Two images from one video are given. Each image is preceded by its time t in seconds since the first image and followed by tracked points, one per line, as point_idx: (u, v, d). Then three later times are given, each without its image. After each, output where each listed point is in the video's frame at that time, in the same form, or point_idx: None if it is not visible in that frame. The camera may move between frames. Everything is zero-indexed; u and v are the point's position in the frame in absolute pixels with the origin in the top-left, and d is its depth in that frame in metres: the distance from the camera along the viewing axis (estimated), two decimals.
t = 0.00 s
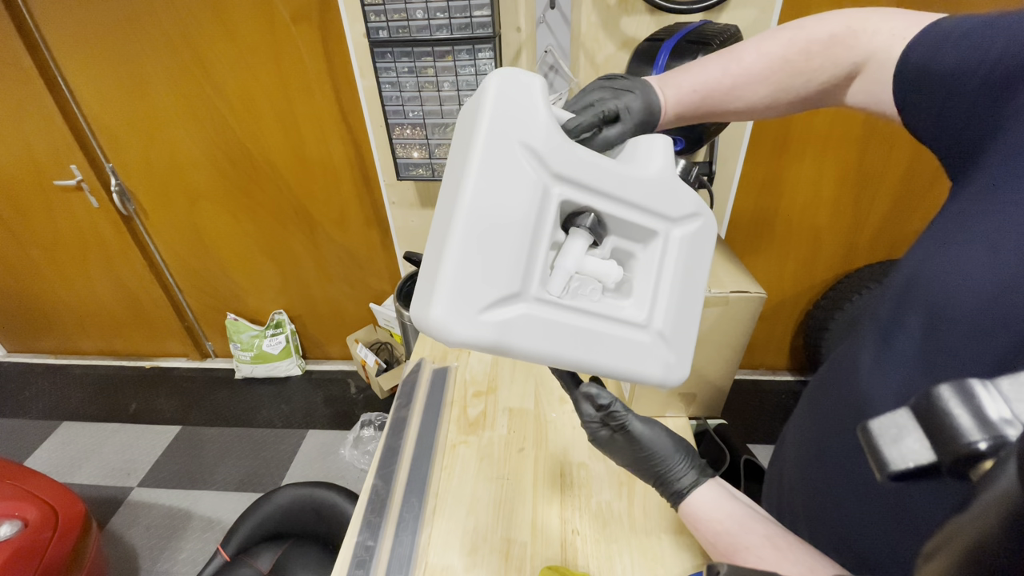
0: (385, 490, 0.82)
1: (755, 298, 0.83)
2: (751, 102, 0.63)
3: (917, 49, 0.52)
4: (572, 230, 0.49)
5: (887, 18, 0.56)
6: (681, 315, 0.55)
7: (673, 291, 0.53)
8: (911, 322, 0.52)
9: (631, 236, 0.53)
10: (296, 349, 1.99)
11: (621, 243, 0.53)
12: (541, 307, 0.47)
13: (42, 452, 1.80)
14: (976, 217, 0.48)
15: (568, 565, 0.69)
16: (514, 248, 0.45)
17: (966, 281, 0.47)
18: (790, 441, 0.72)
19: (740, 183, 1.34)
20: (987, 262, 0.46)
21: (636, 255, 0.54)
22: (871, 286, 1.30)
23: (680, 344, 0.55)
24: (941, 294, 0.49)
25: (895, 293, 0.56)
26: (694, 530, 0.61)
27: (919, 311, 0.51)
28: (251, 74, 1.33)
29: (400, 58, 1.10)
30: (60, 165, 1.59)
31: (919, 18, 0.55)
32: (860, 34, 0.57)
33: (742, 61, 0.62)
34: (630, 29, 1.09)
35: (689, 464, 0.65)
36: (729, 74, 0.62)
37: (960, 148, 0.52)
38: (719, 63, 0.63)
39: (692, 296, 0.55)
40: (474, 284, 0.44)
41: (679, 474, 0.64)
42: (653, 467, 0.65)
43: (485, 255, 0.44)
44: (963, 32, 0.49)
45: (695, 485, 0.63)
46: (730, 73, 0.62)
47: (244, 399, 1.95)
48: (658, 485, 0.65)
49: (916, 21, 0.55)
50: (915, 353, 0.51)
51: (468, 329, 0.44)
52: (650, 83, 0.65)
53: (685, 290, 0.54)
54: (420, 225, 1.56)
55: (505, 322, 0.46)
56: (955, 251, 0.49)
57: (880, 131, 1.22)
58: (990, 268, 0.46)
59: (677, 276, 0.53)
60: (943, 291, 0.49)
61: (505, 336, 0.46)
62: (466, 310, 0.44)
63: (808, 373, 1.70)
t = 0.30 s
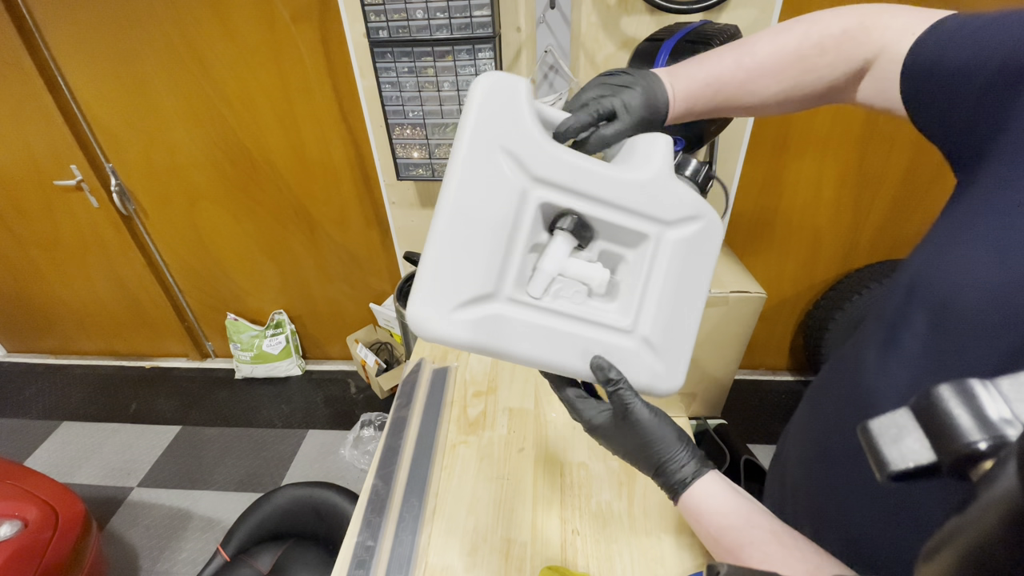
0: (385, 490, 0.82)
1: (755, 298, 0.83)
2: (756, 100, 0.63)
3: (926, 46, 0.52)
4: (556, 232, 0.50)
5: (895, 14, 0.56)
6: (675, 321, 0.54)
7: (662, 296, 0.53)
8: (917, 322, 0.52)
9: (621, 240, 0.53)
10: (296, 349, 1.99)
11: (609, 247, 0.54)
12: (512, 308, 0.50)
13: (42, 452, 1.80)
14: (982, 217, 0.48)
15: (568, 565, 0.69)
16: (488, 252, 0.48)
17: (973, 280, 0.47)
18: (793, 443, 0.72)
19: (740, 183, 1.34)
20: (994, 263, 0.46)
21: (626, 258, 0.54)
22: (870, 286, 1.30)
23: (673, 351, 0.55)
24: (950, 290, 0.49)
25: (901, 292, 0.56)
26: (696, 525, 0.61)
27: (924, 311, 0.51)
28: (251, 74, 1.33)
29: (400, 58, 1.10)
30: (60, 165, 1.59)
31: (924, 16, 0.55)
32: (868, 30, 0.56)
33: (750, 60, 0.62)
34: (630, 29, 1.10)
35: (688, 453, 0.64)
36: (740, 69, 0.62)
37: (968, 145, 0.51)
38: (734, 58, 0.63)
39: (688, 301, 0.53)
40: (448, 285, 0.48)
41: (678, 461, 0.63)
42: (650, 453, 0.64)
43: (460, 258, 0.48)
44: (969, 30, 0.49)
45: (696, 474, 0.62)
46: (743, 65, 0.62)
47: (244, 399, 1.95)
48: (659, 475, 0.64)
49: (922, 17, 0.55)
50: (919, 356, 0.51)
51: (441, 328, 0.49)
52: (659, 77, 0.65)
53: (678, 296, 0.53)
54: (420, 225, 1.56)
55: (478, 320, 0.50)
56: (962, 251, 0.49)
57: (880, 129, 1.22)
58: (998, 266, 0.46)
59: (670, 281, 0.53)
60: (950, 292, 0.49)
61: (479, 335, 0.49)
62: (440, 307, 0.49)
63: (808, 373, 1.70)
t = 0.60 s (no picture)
0: (385, 490, 0.82)
1: (755, 298, 0.83)
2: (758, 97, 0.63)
3: (931, 42, 0.52)
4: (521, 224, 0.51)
5: (901, 7, 0.55)
6: (654, 290, 0.45)
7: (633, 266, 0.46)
8: (924, 322, 0.52)
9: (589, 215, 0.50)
10: (296, 349, 1.99)
11: (582, 224, 0.51)
12: (485, 301, 0.52)
13: (42, 452, 1.80)
14: (988, 215, 0.48)
15: (568, 565, 0.70)
16: (457, 253, 0.53)
17: (980, 281, 0.47)
18: (797, 443, 0.72)
19: (741, 182, 1.34)
20: (1004, 263, 0.46)
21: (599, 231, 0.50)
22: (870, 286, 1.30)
23: (658, 329, 0.45)
24: (957, 290, 0.49)
25: (908, 293, 0.56)
26: (695, 530, 0.61)
27: (931, 312, 0.51)
28: (251, 74, 1.33)
29: (400, 58, 1.10)
30: (60, 165, 1.59)
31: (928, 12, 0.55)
32: (875, 22, 0.55)
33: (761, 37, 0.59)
34: (630, 29, 1.09)
35: (687, 463, 0.64)
36: (749, 52, 0.60)
37: (976, 142, 0.51)
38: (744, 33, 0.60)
39: (668, 261, 0.44)
40: (433, 289, 0.55)
41: (679, 473, 0.64)
42: (650, 468, 0.64)
43: (440, 265, 0.54)
44: (974, 26, 0.49)
45: (693, 484, 0.63)
46: (753, 48, 0.59)
47: (244, 399, 1.95)
48: (657, 485, 0.65)
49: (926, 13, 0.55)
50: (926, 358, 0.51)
51: (433, 326, 0.54)
52: (642, 56, 0.61)
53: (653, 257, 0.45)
54: (420, 225, 1.56)
55: (459, 317, 0.53)
56: (968, 250, 0.49)
57: (881, 128, 1.22)
58: (1006, 267, 0.45)
59: (641, 243, 0.45)
60: (957, 293, 0.49)
61: (462, 331, 0.53)
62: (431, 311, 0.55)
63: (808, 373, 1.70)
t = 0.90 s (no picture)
0: (385, 490, 0.82)
1: (754, 298, 0.82)
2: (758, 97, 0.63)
3: (929, 42, 0.52)
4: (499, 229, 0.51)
5: (899, 7, 0.55)
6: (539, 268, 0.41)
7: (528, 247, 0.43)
8: (924, 322, 0.51)
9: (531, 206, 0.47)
10: (296, 349, 1.99)
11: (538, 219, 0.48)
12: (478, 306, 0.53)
13: (42, 452, 1.80)
14: (988, 215, 0.48)
15: (568, 565, 0.70)
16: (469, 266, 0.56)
17: (984, 283, 0.47)
18: (798, 444, 0.71)
19: (740, 182, 1.34)
20: (1004, 263, 0.46)
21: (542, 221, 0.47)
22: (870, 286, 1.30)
23: (539, 310, 0.41)
24: (958, 291, 0.49)
25: (909, 291, 0.56)
26: (700, 533, 0.61)
27: (934, 314, 0.51)
28: (251, 74, 1.33)
29: (400, 58, 1.10)
30: (60, 165, 1.59)
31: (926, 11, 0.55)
32: (873, 21, 0.56)
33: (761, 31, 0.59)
34: (630, 29, 1.09)
35: (693, 465, 0.63)
36: (749, 47, 0.60)
37: (976, 141, 0.51)
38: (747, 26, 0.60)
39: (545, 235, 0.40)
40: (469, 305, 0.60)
41: (685, 475, 0.63)
42: (656, 470, 0.64)
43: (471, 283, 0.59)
44: (971, 26, 0.49)
45: (700, 486, 0.62)
46: (755, 40, 0.59)
47: (244, 399, 1.95)
48: (664, 487, 0.64)
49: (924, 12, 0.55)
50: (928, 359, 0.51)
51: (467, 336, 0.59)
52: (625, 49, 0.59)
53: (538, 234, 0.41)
54: (420, 225, 1.56)
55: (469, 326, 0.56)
56: (968, 250, 0.49)
57: (881, 127, 1.22)
58: (1010, 268, 0.45)
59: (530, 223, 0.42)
60: (960, 294, 0.48)
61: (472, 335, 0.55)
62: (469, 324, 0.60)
63: (808, 373, 1.70)
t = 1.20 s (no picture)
0: (385, 490, 0.81)
1: (755, 298, 0.83)
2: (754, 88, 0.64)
3: (927, 43, 0.52)
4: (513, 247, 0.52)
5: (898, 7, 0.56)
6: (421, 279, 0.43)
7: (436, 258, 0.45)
8: (924, 322, 0.52)
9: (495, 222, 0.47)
10: (296, 349, 1.99)
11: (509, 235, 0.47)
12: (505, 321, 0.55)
13: (42, 452, 1.80)
14: (988, 216, 0.48)
15: (568, 565, 0.70)
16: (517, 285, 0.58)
17: (985, 285, 0.47)
18: (799, 442, 0.71)
19: (741, 182, 1.34)
20: (1004, 263, 0.46)
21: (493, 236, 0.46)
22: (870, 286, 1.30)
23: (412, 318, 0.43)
24: (958, 291, 0.49)
25: (909, 292, 0.56)
26: (699, 541, 0.60)
27: (935, 315, 0.51)
28: (251, 74, 1.33)
29: (400, 58, 1.10)
30: (60, 165, 1.59)
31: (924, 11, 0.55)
32: (871, 23, 0.56)
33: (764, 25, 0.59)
34: (630, 29, 1.09)
35: (687, 471, 0.62)
36: (752, 41, 0.59)
37: (974, 141, 0.51)
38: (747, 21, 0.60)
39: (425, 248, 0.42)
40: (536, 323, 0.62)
41: (679, 483, 0.61)
42: (651, 481, 0.62)
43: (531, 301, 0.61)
44: (969, 27, 0.49)
45: (696, 493, 0.60)
46: (757, 33, 0.59)
47: (244, 399, 1.95)
48: (660, 496, 0.62)
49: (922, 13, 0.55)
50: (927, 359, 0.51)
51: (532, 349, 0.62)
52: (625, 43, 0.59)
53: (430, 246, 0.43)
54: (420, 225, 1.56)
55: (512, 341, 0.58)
56: (968, 250, 0.49)
57: (881, 128, 1.22)
58: (1011, 269, 0.45)
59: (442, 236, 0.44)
60: (961, 295, 0.48)
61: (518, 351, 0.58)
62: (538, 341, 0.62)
63: (808, 373, 1.70)
